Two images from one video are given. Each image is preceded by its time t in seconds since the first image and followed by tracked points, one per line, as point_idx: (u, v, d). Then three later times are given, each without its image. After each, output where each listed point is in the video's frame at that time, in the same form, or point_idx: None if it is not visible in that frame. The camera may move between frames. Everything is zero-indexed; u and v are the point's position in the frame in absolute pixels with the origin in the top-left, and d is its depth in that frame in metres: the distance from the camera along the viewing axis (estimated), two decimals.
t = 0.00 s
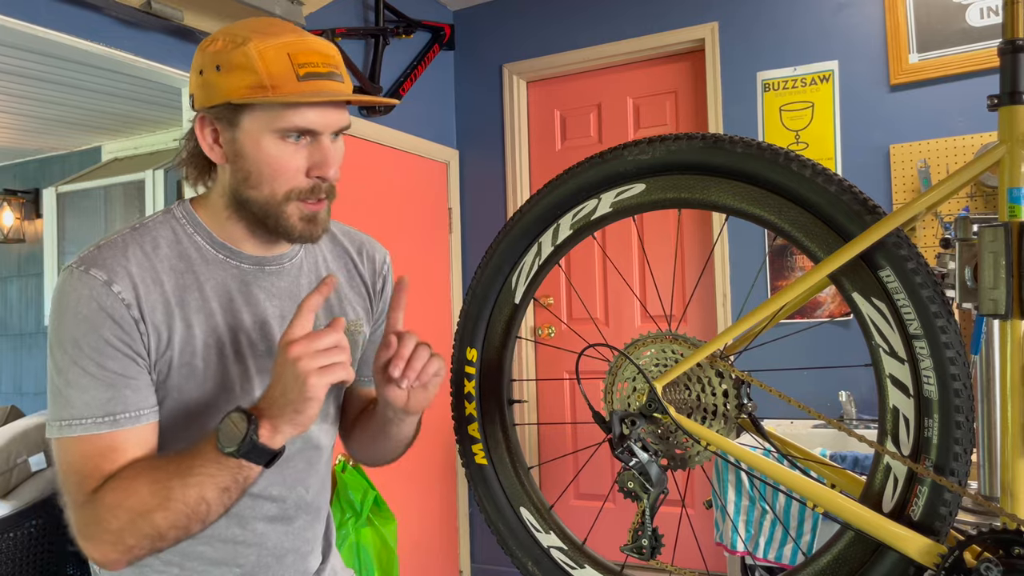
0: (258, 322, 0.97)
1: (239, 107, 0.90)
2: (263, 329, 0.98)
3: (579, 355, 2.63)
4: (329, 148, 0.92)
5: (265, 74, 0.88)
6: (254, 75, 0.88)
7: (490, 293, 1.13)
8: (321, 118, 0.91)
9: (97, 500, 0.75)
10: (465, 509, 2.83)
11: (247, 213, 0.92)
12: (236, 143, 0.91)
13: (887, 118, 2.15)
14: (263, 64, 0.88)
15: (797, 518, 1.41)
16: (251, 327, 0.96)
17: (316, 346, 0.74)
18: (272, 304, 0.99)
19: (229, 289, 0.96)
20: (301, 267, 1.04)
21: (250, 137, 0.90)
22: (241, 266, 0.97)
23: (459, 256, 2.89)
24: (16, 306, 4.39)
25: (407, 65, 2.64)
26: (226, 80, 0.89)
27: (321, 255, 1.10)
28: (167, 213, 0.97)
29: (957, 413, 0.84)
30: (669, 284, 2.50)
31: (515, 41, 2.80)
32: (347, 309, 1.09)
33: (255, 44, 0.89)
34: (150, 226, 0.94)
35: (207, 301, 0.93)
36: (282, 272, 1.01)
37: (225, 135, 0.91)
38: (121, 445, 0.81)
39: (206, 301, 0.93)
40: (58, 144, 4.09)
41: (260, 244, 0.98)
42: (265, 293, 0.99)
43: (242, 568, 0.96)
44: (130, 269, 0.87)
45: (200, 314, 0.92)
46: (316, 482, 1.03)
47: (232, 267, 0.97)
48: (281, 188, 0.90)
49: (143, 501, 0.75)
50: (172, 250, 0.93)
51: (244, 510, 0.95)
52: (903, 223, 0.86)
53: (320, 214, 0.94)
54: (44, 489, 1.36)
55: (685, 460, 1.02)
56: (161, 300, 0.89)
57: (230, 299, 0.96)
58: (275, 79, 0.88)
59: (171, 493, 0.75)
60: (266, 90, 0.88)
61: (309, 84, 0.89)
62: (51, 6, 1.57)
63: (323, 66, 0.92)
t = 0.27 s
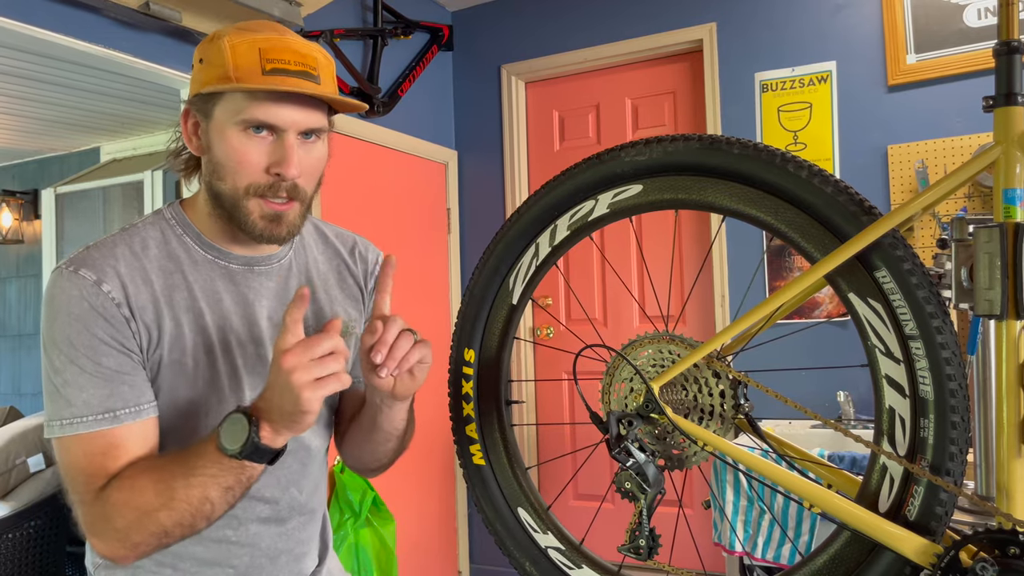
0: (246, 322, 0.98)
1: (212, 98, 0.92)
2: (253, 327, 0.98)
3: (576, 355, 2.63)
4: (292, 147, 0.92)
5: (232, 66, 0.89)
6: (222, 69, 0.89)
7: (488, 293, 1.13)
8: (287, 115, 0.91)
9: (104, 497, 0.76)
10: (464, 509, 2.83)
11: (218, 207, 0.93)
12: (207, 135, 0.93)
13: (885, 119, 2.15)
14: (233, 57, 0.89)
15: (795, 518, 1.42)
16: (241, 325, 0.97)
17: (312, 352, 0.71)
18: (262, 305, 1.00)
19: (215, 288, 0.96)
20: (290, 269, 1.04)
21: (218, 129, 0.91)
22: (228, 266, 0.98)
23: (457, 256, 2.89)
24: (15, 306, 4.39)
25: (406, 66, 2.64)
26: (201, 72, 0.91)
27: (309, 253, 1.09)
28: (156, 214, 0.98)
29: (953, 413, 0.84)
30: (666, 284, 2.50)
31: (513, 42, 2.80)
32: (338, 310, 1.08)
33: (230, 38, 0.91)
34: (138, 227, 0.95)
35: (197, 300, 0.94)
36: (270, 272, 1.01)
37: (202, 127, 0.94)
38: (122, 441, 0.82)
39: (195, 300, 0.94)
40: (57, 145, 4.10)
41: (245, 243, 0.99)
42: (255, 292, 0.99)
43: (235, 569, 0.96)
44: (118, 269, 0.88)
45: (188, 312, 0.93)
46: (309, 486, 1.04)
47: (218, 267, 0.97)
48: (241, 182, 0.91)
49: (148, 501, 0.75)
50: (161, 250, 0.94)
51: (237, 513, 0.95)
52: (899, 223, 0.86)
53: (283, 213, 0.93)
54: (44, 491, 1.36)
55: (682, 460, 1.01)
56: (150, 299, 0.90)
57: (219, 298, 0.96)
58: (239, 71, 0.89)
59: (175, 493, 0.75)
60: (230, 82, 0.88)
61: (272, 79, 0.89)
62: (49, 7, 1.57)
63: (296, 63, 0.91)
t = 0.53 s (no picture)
0: (238, 322, 0.98)
1: (236, 99, 0.93)
2: (243, 330, 0.98)
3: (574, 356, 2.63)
4: (311, 152, 0.94)
5: (259, 69, 0.90)
6: (248, 72, 0.90)
7: (485, 294, 1.14)
8: (308, 120, 0.93)
9: (70, 480, 0.79)
10: (462, 510, 2.83)
11: (229, 207, 0.94)
12: (226, 134, 0.94)
13: (882, 119, 2.16)
14: (260, 61, 0.91)
15: (793, 517, 1.42)
16: (231, 327, 0.97)
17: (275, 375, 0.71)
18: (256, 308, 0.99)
19: (213, 287, 0.96)
20: (293, 275, 1.04)
21: (239, 129, 0.92)
22: (229, 265, 0.99)
23: (455, 257, 2.90)
24: (14, 306, 4.39)
25: (404, 66, 2.65)
26: (225, 73, 0.92)
27: (316, 263, 1.09)
28: (167, 211, 1.00)
29: (948, 413, 0.84)
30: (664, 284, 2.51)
31: (512, 42, 2.81)
32: (336, 321, 1.08)
33: (258, 43, 0.92)
34: (146, 221, 0.97)
35: (191, 297, 0.94)
36: (271, 277, 1.01)
37: (221, 126, 0.95)
38: (95, 429, 0.84)
39: (189, 297, 0.94)
40: (56, 146, 4.10)
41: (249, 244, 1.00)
42: (251, 295, 0.99)
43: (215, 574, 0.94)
44: (116, 259, 0.90)
45: (181, 310, 0.93)
46: (297, 497, 1.03)
47: (220, 265, 0.98)
48: (257, 182, 0.92)
49: (107, 494, 0.77)
50: (163, 244, 0.95)
51: (219, 516, 0.95)
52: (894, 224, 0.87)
53: (295, 216, 0.95)
54: (44, 490, 1.36)
55: (679, 460, 1.03)
56: (143, 291, 0.90)
57: (214, 297, 0.96)
58: (266, 74, 0.90)
59: (132, 489, 0.77)
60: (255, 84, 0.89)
61: (297, 83, 0.90)
62: (48, 8, 1.57)
63: (321, 72, 0.93)
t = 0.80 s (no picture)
0: (269, 319, 0.98)
1: (288, 100, 0.94)
2: (272, 327, 0.98)
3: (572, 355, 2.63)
4: (365, 154, 0.96)
5: (318, 72, 0.92)
6: (307, 74, 0.91)
7: (483, 295, 1.14)
8: (361, 123, 0.95)
9: (86, 476, 0.80)
10: (461, 509, 2.83)
11: (274, 206, 0.95)
12: (277, 135, 0.94)
13: (879, 119, 2.16)
14: (317, 65, 0.92)
15: (792, 517, 1.42)
16: (261, 323, 0.97)
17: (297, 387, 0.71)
18: (287, 305, 0.99)
19: (246, 283, 0.96)
20: (321, 273, 1.05)
21: (293, 130, 0.93)
22: (259, 262, 0.99)
23: (454, 256, 2.89)
24: (12, 307, 4.39)
25: (402, 66, 2.64)
26: (278, 74, 0.93)
27: (342, 262, 1.10)
28: (197, 207, 1.00)
29: (945, 413, 0.84)
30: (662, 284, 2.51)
31: (510, 42, 2.81)
32: (363, 318, 1.08)
33: (313, 45, 0.93)
34: (176, 217, 0.97)
35: (222, 293, 0.94)
36: (301, 274, 1.02)
37: (269, 126, 0.95)
38: (113, 426, 0.84)
39: (220, 293, 0.94)
40: (54, 146, 4.10)
41: (283, 242, 1.00)
42: (282, 292, 0.99)
43: (240, 571, 0.95)
44: (148, 254, 0.89)
45: (212, 306, 0.93)
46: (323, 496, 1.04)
47: (250, 262, 0.98)
48: (311, 184, 0.93)
49: (121, 493, 0.78)
50: (194, 241, 0.95)
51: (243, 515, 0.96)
52: (891, 224, 0.86)
53: (344, 215, 0.97)
54: (44, 490, 1.35)
55: (676, 460, 1.03)
56: (173, 287, 0.90)
57: (246, 294, 0.96)
58: (326, 79, 0.91)
59: (147, 489, 0.78)
60: (316, 87, 0.91)
61: (357, 88, 0.92)
62: (47, 8, 1.57)
63: (373, 75, 0.95)
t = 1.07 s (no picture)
0: (287, 319, 0.98)
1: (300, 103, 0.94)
2: (292, 327, 0.98)
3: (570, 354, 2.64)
4: (378, 151, 0.98)
5: (331, 74, 0.92)
6: (320, 76, 0.92)
7: (481, 294, 1.14)
8: (375, 122, 0.96)
9: (103, 485, 0.77)
10: (459, 508, 2.84)
11: (291, 208, 0.95)
12: (291, 138, 0.95)
13: (877, 118, 2.16)
14: (330, 66, 0.93)
15: (790, 516, 1.43)
16: (281, 323, 0.97)
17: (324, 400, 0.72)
18: (302, 304, 1.00)
19: (263, 284, 0.96)
20: (331, 271, 1.06)
21: (307, 132, 0.94)
22: (274, 263, 0.99)
23: (452, 256, 2.89)
24: (9, 307, 4.38)
25: (400, 65, 2.64)
26: (291, 78, 0.93)
27: (347, 260, 1.11)
28: (207, 209, 0.99)
29: (942, 412, 0.84)
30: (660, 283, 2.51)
31: (507, 41, 2.80)
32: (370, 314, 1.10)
33: (324, 47, 0.94)
34: (188, 220, 0.96)
35: (241, 296, 0.94)
36: (313, 273, 1.02)
37: (281, 130, 0.95)
38: (130, 435, 0.81)
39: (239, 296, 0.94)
40: (51, 145, 4.10)
41: (297, 241, 1.00)
42: (297, 292, 1.00)
43: (273, 568, 0.96)
44: (166, 259, 0.88)
45: (233, 307, 0.93)
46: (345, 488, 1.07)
47: (265, 263, 0.98)
48: (328, 184, 0.94)
49: (142, 502, 0.76)
50: (209, 244, 0.95)
51: (274, 511, 0.96)
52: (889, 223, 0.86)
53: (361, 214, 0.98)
54: (41, 491, 1.35)
55: (674, 459, 1.03)
56: (193, 291, 0.90)
57: (264, 295, 0.96)
58: (340, 80, 0.92)
59: (169, 500, 0.76)
60: (331, 89, 0.91)
61: (371, 88, 0.93)
62: (44, 7, 1.57)
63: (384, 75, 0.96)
